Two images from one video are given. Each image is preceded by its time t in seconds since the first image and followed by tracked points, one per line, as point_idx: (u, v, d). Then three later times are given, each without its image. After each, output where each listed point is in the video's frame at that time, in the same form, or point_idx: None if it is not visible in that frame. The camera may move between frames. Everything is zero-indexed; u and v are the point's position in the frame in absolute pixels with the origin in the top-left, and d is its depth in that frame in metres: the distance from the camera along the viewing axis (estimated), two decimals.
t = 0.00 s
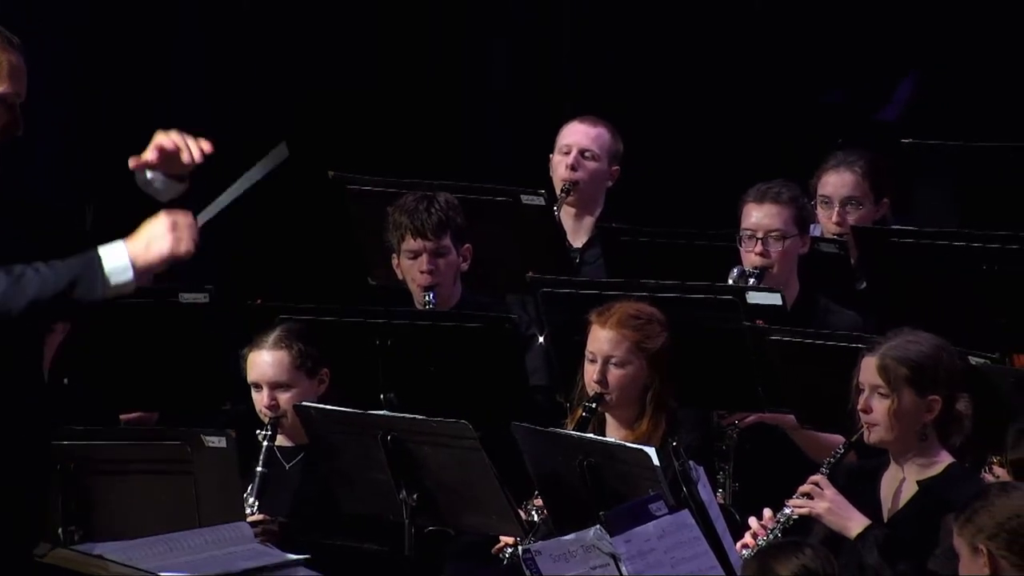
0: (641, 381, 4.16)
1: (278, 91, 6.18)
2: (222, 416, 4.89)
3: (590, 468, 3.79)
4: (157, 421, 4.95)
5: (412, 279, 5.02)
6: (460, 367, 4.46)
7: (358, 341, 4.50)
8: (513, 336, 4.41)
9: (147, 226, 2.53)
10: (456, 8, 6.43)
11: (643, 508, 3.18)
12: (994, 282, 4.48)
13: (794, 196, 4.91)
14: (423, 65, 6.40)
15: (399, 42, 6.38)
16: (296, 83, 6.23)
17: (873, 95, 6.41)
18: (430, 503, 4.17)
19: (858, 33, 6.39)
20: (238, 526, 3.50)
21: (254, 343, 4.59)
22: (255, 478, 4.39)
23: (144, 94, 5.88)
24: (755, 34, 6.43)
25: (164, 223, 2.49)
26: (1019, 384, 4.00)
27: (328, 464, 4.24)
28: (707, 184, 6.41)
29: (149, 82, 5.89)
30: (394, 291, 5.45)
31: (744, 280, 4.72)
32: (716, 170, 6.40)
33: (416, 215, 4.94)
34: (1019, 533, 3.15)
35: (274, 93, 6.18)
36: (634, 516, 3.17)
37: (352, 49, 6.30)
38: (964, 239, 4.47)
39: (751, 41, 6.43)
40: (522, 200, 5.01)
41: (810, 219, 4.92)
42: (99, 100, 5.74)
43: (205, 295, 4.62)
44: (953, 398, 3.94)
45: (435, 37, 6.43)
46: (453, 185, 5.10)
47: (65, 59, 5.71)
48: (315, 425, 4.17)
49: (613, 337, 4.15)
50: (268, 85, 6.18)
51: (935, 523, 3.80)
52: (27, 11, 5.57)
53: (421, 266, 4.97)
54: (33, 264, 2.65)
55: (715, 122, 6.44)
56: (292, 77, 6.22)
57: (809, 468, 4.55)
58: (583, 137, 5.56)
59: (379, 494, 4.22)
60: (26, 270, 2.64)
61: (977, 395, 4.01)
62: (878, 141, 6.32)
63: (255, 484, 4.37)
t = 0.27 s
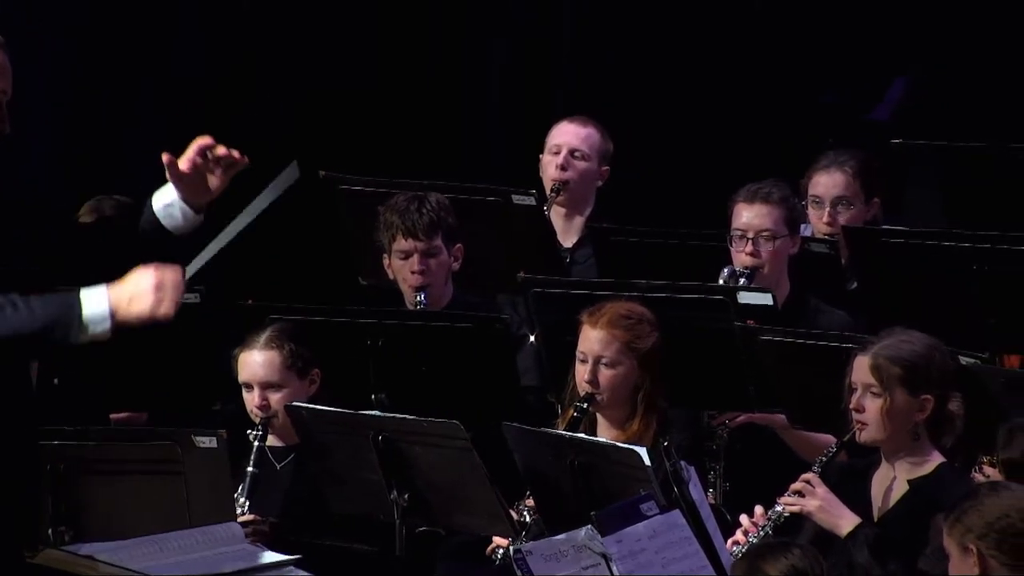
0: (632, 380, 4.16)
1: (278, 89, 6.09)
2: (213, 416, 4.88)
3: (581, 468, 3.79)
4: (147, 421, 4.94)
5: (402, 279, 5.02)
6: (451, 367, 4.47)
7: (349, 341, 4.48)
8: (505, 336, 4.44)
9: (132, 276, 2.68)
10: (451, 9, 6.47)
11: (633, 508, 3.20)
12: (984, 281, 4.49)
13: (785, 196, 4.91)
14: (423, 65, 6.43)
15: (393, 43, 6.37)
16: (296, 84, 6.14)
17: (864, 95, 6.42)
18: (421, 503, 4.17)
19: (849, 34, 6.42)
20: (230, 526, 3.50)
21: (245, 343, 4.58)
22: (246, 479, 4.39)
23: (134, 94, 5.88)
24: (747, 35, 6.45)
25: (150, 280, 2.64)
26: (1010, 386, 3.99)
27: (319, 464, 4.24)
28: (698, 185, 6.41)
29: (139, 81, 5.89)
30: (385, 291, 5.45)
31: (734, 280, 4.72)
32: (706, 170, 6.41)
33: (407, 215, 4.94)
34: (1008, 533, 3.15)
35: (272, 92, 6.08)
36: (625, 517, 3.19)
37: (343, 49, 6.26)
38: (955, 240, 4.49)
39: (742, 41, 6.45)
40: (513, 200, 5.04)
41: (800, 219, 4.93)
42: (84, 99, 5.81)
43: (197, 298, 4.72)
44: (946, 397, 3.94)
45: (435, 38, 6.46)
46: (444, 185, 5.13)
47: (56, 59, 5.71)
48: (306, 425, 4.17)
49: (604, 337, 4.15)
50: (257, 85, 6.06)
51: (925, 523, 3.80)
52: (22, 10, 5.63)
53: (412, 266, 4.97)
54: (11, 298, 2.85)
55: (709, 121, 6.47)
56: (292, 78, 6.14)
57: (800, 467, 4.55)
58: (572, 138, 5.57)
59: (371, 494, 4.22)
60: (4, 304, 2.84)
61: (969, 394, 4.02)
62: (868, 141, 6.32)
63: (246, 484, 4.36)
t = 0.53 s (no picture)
0: (623, 380, 4.16)
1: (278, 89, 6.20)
2: (204, 416, 4.88)
3: (572, 469, 3.79)
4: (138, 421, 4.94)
5: (393, 279, 5.01)
6: (442, 367, 4.46)
7: (341, 342, 4.50)
8: (497, 337, 4.43)
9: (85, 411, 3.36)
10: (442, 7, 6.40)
11: (624, 508, 3.19)
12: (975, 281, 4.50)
13: (775, 196, 4.91)
14: (423, 65, 6.39)
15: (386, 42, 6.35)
16: (296, 84, 6.24)
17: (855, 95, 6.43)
18: (412, 503, 4.16)
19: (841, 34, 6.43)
20: (220, 527, 3.51)
21: (235, 345, 4.56)
22: (237, 479, 4.37)
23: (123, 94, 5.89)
24: (739, 35, 6.46)
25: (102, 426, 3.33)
26: (998, 385, 3.95)
27: (309, 465, 4.23)
28: (690, 184, 6.43)
29: (130, 81, 5.90)
30: (377, 292, 5.46)
31: (725, 280, 4.73)
32: (697, 170, 6.42)
33: (398, 215, 4.94)
34: (997, 533, 3.16)
35: (272, 91, 6.20)
36: (616, 517, 3.18)
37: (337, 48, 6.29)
38: (944, 240, 4.47)
39: (734, 41, 6.46)
40: (505, 200, 5.02)
41: (791, 219, 4.93)
42: (82, 99, 5.79)
43: (187, 297, 4.62)
44: (936, 397, 3.94)
45: (434, 38, 6.41)
46: (434, 186, 5.12)
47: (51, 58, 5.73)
48: (296, 426, 4.16)
49: (594, 337, 4.15)
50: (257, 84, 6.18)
51: (914, 522, 3.81)
52: (21, 10, 5.62)
53: (403, 266, 4.96)
54: None
55: (711, 123, 6.45)
56: (292, 77, 6.23)
57: (790, 467, 4.56)
58: (559, 138, 5.56)
59: (361, 494, 4.21)
60: None
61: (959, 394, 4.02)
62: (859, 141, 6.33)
63: (237, 484, 4.35)
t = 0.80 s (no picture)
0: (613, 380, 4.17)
1: (278, 89, 6.21)
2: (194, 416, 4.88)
3: (563, 468, 3.79)
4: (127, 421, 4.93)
5: (385, 279, 5.01)
6: (434, 367, 4.46)
7: (332, 343, 4.49)
8: (489, 338, 4.42)
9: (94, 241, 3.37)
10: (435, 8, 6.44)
11: (615, 508, 3.20)
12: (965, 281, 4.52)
13: (766, 196, 4.91)
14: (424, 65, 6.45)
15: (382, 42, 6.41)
16: (296, 84, 6.25)
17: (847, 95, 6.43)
18: (403, 502, 4.16)
19: (834, 34, 6.44)
20: (212, 527, 3.52)
21: (226, 344, 4.59)
22: (227, 478, 4.38)
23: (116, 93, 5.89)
24: (733, 35, 6.47)
25: (109, 246, 3.32)
26: (989, 385, 3.86)
27: (301, 465, 4.23)
28: (682, 185, 6.43)
29: (128, 81, 5.89)
30: (369, 292, 5.46)
31: (715, 281, 4.75)
32: (689, 170, 6.42)
33: (389, 215, 4.93)
34: (985, 533, 3.17)
35: (272, 91, 6.21)
36: (607, 518, 3.19)
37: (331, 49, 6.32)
38: (935, 240, 4.49)
39: (728, 41, 6.46)
40: (496, 200, 5.05)
41: (782, 219, 4.93)
42: (84, 99, 5.71)
43: (178, 296, 4.64)
44: (925, 398, 3.95)
45: (435, 37, 6.47)
46: (427, 186, 5.13)
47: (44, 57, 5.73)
48: (288, 426, 4.16)
49: (585, 336, 4.16)
50: (250, 84, 6.16)
51: (904, 522, 3.82)
52: (21, 11, 5.56)
53: (394, 267, 4.97)
54: None
55: (701, 121, 6.45)
56: (292, 78, 6.24)
57: (782, 467, 4.56)
58: (545, 138, 5.56)
59: (353, 494, 4.21)
60: None
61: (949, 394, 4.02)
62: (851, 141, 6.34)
63: (227, 484, 4.36)
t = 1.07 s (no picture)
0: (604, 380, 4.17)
1: (278, 89, 6.23)
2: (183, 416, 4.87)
3: (553, 468, 3.79)
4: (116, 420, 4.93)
5: (375, 280, 5.02)
6: (424, 367, 4.44)
7: (321, 342, 4.49)
8: (479, 338, 4.39)
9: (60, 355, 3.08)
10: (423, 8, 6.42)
11: (605, 508, 3.19)
12: (954, 281, 4.52)
13: (757, 197, 4.91)
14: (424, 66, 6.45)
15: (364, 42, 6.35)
16: (296, 84, 6.26)
17: (835, 96, 6.44)
18: (393, 503, 4.17)
19: (820, 35, 6.40)
20: (203, 528, 3.52)
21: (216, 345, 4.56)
22: (217, 479, 4.35)
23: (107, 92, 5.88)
24: (724, 33, 6.42)
25: (76, 363, 3.03)
26: (978, 386, 3.92)
27: (291, 465, 4.23)
28: (672, 184, 6.41)
29: (127, 81, 5.85)
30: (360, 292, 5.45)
31: (706, 281, 4.74)
32: (680, 167, 6.40)
33: (379, 216, 4.93)
34: (974, 533, 3.17)
35: (272, 91, 6.22)
36: (598, 517, 3.19)
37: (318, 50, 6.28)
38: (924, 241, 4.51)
39: (717, 40, 6.42)
40: (487, 200, 5.04)
41: (772, 219, 4.93)
42: (84, 100, 5.68)
43: (168, 297, 4.63)
44: (915, 397, 3.95)
45: (435, 38, 6.48)
46: (417, 186, 5.13)
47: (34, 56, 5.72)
48: (277, 426, 4.17)
49: (576, 336, 4.16)
50: (242, 84, 6.16)
51: (893, 522, 3.82)
52: (22, 11, 5.57)
53: (385, 267, 4.96)
54: None
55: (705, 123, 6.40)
56: (292, 78, 6.25)
57: (771, 467, 4.57)
58: (533, 138, 5.55)
59: (343, 494, 4.22)
60: None
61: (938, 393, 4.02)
62: (840, 142, 6.35)
63: (217, 484, 4.33)
